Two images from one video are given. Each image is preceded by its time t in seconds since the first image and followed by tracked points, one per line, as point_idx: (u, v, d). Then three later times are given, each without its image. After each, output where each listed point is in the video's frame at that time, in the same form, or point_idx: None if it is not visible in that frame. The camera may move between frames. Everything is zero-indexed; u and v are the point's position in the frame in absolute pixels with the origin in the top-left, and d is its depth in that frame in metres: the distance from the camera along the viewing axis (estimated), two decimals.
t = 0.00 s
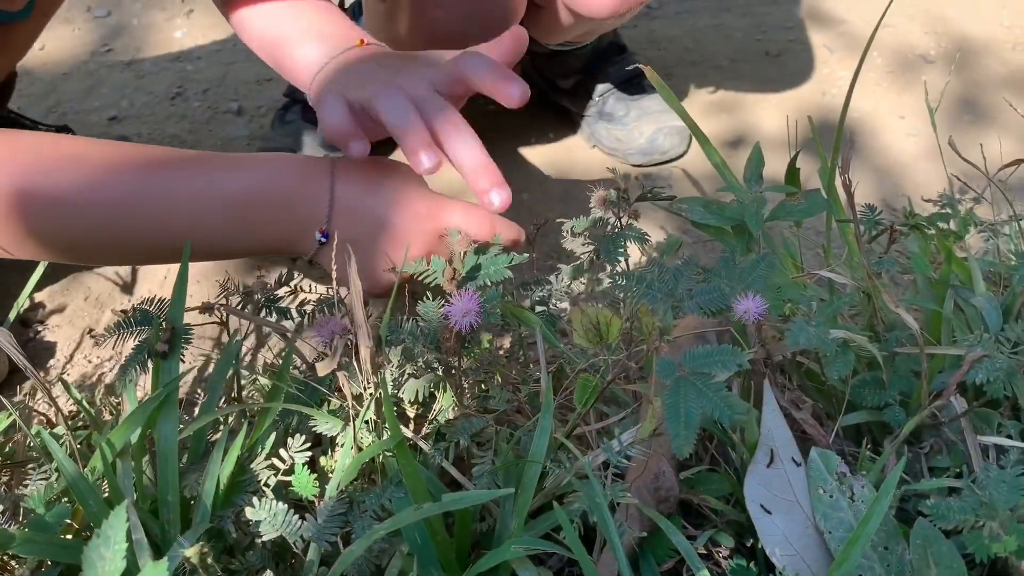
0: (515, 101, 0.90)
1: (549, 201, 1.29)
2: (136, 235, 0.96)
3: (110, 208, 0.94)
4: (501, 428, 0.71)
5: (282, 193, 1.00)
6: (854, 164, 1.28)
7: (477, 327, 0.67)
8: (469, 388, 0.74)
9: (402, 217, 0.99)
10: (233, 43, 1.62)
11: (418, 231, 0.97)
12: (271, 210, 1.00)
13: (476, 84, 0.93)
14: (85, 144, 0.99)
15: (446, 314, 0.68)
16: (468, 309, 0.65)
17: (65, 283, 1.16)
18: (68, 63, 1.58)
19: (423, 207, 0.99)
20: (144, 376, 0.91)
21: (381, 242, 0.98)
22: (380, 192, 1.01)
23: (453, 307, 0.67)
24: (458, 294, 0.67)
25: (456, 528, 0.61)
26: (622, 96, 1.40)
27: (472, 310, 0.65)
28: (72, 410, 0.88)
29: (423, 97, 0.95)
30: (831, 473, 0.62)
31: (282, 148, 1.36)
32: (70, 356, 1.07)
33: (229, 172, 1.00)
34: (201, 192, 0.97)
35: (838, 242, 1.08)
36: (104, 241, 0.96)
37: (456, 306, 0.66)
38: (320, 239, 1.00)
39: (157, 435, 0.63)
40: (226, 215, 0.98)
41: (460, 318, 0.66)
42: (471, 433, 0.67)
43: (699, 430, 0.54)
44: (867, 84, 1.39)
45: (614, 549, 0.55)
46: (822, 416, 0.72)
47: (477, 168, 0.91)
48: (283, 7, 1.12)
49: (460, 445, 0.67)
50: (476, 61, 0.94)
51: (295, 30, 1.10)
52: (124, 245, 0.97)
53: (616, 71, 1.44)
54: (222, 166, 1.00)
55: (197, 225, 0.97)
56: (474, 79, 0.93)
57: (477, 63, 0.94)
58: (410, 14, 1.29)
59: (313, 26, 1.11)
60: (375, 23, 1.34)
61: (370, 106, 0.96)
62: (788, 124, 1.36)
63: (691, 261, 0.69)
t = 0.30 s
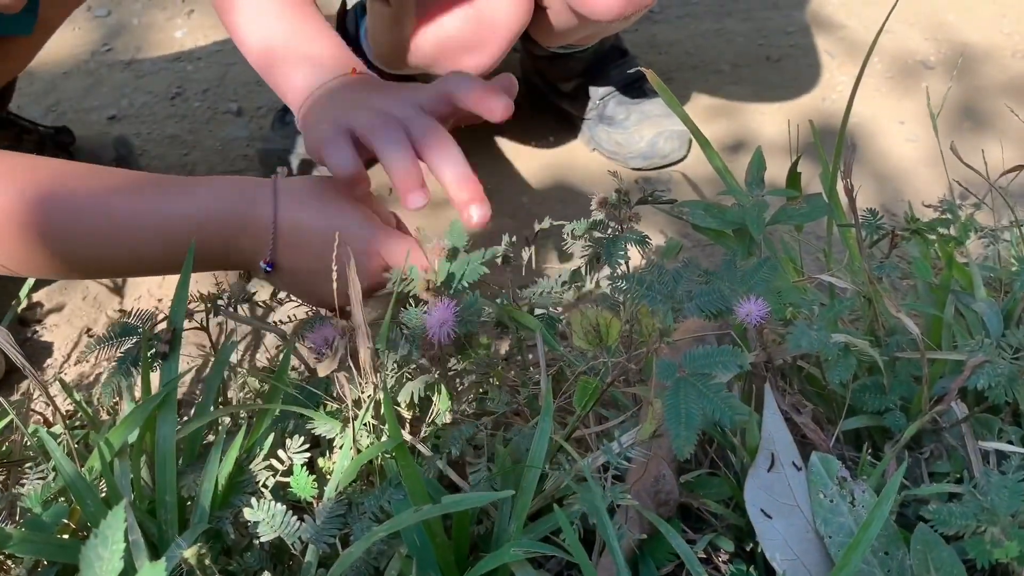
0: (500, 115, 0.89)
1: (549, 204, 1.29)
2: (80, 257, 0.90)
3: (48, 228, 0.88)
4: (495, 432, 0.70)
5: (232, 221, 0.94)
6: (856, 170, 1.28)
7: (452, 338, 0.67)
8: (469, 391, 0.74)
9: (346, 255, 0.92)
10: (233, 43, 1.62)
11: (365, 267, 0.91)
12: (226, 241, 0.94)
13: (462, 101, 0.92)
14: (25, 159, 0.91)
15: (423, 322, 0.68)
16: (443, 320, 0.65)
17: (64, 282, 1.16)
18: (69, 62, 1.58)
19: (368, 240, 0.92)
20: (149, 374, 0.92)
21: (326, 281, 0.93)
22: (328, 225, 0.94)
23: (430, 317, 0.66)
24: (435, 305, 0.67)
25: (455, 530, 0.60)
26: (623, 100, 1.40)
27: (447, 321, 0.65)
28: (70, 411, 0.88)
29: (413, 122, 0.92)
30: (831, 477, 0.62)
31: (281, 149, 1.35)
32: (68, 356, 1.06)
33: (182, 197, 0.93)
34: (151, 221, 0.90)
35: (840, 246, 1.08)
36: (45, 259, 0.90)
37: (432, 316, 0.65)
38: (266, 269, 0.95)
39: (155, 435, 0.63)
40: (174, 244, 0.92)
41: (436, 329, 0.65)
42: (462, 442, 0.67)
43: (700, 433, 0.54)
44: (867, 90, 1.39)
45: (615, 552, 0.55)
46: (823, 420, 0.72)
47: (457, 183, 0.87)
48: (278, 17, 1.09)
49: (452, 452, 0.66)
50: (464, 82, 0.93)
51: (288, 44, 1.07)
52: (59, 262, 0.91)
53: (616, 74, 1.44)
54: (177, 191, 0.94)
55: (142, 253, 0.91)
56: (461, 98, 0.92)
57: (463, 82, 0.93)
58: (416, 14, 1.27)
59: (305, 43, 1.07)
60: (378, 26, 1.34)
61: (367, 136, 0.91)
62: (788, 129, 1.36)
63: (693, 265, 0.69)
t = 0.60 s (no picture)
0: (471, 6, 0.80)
1: (552, 203, 1.28)
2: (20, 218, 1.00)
3: None
4: (509, 423, 0.70)
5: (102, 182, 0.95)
6: (862, 169, 1.28)
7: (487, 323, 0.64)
8: (474, 387, 0.73)
9: (199, 202, 0.91)
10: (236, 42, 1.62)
11: (218, 211, 0.91)
12: (100, 190, 0.95)
13: None
14: None
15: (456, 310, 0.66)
16: (479, 304, 0.63)
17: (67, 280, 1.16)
18: (71, 62, 1.58)
19: (220, 182, 0.90)
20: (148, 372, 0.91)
21: (188, 224, 0.94)
22: (177, 171, 0.91)
23: (463, 303, 0.64)
24: (467, 290, 0.65)
25: (461, 526, 0.60)
26: (626, 99, 1.40)
27: (483, 305, 0.63)
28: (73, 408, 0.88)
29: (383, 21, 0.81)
30: (839, 473, 0.62)
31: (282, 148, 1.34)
32: (70, 354, 1.06)
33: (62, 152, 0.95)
34: (48, 177, 0.95)
35: (844, 243, 1.08)
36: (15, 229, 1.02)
37: (467, 300, 0.63)
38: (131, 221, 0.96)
39: (159, 432, 0.62)
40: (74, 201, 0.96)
41: (471, 314, 0.63)
42: (479, 431, 0.66)
43: (710, 430, 0.53)
44: (870, 90, 1.39)
45: (623, 548, 0.55)
46: (830, 417, 0.71)
47: (442, 51, 0.76)
48: (286, 20, 1.08)
49: (467, 441, 0.66)
50: None
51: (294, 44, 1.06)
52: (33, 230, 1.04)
53: (619, 74, 1.44)
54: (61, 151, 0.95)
55: (68, 207, 0.98)
56: None
57: None
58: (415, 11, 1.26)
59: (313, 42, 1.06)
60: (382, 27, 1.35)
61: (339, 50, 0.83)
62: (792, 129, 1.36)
63: (700, 260, 0.68)
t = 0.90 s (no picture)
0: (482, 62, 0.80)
1: (553, 207, 1.28)
2: None
3: None
4: (509, 428, 0.70)
5: None
6: (864, 171, 1.28)
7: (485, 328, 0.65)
8: (474, 392, 0.73)
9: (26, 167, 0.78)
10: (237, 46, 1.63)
11: (49, 182, 0.78)
12: None
13: (443, 47, 0.82)
14: None
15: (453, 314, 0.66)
16: (474, 309, 0.63)
17: (68, 285, 1.16)
18: (72, 66, 1.59)
19: (48, 149, 0.77)
20: (149, 376, 0.91)
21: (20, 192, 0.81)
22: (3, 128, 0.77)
23: (460, 307, 0.64)
24: (462, 295, 0.65)
25: (460, 532, 0.60)
26: (627, 102, 1.40)
27: (478, 311, 0.63)
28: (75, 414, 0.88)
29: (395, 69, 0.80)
30: (840, 478, 0.62)
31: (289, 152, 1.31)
32: (72, 358, 1.06)
33: None
34: None
35: (845, 247, 1.08)
36: None
37: (461, 307, 0.64)
38: None
39: (159, 438, 0.62)
40: None
41: (466, 320, 0.64)
42: (478, 435, 0.66)
43: (709, 436, 0.53)
44: (871, 92, 1.39)
45: (623, 553, 0.55)
46: (831, 421, 0.71)
47: (452, 108, 0.77)
48: (298, 40, 1.05)
49: (466, 446, 0.66)
50: (442, 23, 0.83)
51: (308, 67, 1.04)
52: None
53: (620, 77, 1.44)
54: None
55: None
56: (439, 44, 0.82)
57: (439, 25, 0.82)
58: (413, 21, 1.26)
59: (326, 67, 1.04)
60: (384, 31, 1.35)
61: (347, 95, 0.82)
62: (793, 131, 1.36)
63: (700, 265, 0.68)
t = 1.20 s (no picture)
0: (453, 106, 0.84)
1: (558, 211, 1.28)
2: None
3: None
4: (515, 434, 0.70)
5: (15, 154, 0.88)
6: (870, 175, 1.28)
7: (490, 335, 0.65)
8: (480, 398, 0.73)
9: (111, 164, 0.82)
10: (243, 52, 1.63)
11: (135, 177, 0.82)
12: (20, 164, 0.89)
13: (420, 89, 0.87)
14: None
15: (458, 321, 0.66)
16: (480, 318, 0.63)
17: (75, 291, 1.16)
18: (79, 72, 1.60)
19: (127, 145, 0.81)
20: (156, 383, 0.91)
21: (109, 198, 0.85)
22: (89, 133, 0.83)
23: (464, 316, 0.64)
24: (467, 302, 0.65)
25: (467, 538, 0.60)
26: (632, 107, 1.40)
27: (484, 319, 0.63)
28: (81, 419, 0.88)
29: (374, 113, 0.86)
30: (847, 484, 0.61)
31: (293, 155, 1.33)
32: (79, 364, 1.06)
33: None
34: None
35: (852, 252, 1.08)
36: None
37: (467, 314, 0.63)
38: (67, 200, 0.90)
39: (166, 445, 0.62)
40: (22, 187, 0.92)
41: (472, 327, 0.63)
42: (485, 442, 0.66)
43: (717, 443, 0.53)
44: (877, 96, 1.39)
45: (631, 561, 0.54)
46: (838, 427, 0.71)
47: (423, 151, 0.82)
48: (304, 57, 1.07)
49: (473, 453, 0.66)
50: (418, 67, 0.88)
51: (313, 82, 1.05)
52: None
53: (626, 81, 1.44)
54: None
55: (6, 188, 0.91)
56: (416, 86, 0.87)
57: (418, 69, 0.87)
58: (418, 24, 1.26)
59: (330, 86, 1.05)
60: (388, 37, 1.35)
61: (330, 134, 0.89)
62: (799, 135, 1.35)
63: (706, 270, 0.68)
